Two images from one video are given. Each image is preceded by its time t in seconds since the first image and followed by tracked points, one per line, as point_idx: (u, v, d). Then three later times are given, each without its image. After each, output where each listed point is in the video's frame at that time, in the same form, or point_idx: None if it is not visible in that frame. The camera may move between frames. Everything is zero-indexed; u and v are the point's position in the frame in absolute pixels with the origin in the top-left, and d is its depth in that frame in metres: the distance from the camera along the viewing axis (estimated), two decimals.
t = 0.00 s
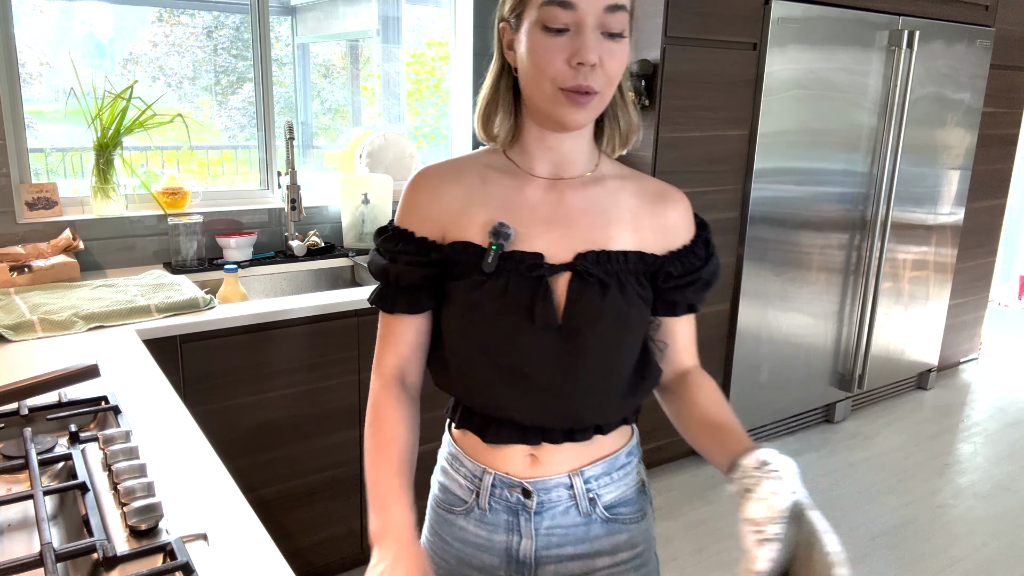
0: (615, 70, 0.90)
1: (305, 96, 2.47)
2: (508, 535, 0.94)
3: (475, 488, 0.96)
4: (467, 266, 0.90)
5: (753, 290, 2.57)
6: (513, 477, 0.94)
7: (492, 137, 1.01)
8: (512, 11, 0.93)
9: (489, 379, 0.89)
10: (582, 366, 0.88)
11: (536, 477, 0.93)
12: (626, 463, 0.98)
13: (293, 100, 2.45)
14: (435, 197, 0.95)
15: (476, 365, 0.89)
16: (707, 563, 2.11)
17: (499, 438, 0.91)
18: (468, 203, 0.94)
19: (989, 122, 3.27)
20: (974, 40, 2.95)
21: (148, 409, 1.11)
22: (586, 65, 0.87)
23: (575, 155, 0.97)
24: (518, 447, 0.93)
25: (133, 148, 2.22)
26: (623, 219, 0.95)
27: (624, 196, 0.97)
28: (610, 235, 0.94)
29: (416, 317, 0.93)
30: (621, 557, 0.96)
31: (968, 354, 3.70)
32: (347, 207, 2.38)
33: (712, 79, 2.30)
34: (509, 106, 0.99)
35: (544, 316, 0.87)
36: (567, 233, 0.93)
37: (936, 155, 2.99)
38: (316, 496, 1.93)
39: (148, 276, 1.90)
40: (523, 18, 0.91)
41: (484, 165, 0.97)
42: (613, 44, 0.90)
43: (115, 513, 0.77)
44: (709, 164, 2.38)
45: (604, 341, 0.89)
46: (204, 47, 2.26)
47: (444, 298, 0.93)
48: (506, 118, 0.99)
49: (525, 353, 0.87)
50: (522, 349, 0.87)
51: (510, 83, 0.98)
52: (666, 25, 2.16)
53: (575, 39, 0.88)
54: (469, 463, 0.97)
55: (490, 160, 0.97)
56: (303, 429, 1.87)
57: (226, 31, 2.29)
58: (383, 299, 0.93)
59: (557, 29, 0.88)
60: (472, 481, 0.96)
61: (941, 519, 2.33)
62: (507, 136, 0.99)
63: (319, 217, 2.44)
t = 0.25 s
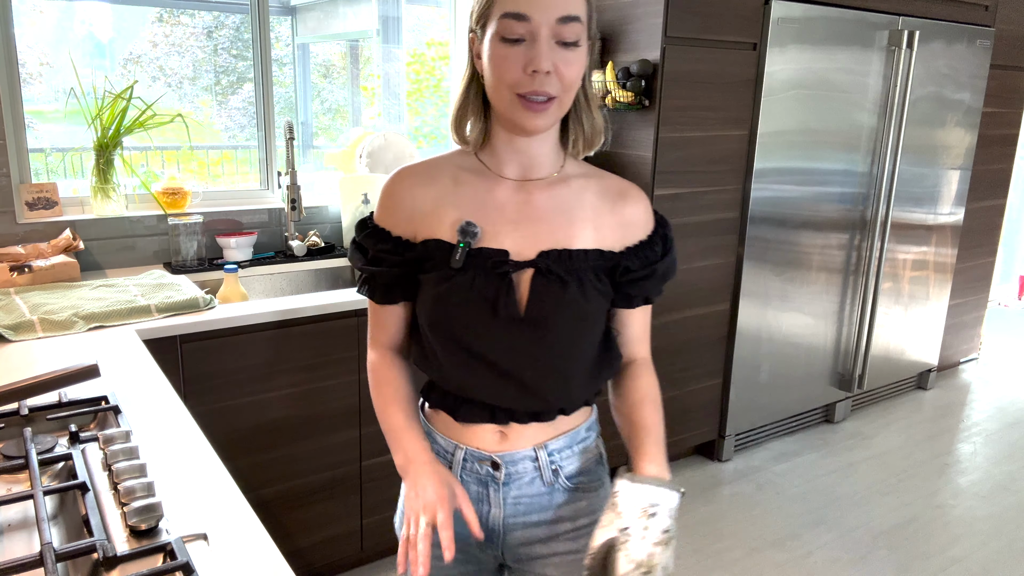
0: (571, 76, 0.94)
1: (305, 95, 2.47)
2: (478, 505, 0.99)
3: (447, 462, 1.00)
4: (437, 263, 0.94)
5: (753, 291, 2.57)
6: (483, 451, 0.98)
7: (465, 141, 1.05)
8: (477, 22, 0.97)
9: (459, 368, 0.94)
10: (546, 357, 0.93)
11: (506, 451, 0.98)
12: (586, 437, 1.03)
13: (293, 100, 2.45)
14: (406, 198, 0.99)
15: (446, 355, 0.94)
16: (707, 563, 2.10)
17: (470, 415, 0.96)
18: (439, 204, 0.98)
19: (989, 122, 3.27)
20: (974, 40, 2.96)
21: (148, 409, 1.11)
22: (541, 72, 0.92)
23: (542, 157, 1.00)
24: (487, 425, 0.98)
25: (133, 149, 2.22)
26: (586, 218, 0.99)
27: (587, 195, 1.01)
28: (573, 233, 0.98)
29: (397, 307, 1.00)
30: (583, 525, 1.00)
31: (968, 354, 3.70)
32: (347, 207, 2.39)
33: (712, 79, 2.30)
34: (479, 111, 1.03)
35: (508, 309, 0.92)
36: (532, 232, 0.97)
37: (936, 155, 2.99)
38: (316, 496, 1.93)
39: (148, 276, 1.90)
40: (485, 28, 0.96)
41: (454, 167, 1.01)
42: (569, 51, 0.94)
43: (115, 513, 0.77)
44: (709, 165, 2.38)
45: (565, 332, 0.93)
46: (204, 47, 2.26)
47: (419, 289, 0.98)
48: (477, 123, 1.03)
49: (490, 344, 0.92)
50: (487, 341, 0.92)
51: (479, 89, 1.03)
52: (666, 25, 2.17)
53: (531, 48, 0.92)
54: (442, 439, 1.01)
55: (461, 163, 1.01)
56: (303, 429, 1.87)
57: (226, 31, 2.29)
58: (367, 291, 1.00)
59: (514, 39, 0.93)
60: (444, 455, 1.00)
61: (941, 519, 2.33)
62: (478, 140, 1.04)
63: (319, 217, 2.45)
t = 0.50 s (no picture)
0: (534, 81, 1.00)
1: (305, 95, 2.47)
2: (458, 474, 1.06)
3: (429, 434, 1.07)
4: (418, 259, 1.03)
5: (753, 291, 2.57)
6: (465, 422, 1.05)
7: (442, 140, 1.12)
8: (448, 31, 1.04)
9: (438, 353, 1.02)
10: (518, 342, 1.01)
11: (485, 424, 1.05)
12: (559, 414, 1.10)
13: (293, 100, 2.45)
14: (390, 198, 1.08)
15: (426, 341, 1.02)
16: (707, 563, 2.11)
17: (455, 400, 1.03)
18: (419, 204, 1.06)
19: (989, 122, 3.27)
20: (974, 40, 2.96)
21: (148, 409, 1.11)
22: (503, 79, 0.98)
23: (512, 156, 1.07)
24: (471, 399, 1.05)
25: (133, 148, 2.22)
26: (554, 213, 1.06)
27: (555, 191, 1.07)
28: (541, 229, 1.04)
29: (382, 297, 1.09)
30: (552, 494, 1.08)
31: (968, 354, 3.71)
32: (348, 208, 2.39)
33: (712, 79, 2.30)
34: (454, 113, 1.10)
35: (482, 299, 1.00)
36: (503, 227, 1.04)
37: (936, 155, 2.99)
38: (316, 496, 1.93)
39: (148, 276, 1.90)
40: (454, 36, 1.02)
41: (434, 168, 1.09)
42: (531, 58, 0.99)
43: (115, 513, 0.77)
44: (709, 165, 2.38)
45: (536, 319, 1.01)
46: (204, 47, 2.26)
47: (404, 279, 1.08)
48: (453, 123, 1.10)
49: (465, 332, 1.00)
50: (462, 329, 1.00)
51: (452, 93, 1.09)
52: (666, 25, 2.17)
53: (494, 56, 0.98)
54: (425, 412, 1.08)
55: (439, 164, 1.09)
56: (303, 429, 1.87)
57: (226, 31, 2.29)
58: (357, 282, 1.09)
59: (479, 47, 0.99)
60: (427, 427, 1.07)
61: (941, 519, 2.33)
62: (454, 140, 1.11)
63: (319, 217, 2.45)
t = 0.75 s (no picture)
0: (514, 79, 1.03)
1: (305, 95, 2.47)
2: (447, 459, 1.07)
3: (420, 419, 1.08)
4: (405, 249, 1.07)
5: (753, 291, 2.58)
6: (452, 408, 1.06)
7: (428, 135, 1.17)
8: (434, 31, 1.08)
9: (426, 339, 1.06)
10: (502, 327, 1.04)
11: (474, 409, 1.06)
12: (548, 403, 1.11)
13: (293, 100, 2.45)
14: (378, 190, 1.11)
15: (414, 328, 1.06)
16: (707, 563, 2.11)
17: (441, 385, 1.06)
18: (407, 196, 1.10)
19: (989, 122, 3.27)
20: (974, 40, 2.96)
21: (148, 409, 1.11)
22: (484, 77, 1.01)
23: (496, 150, 1.10)
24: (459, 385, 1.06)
25: (133, 148, 2.22)
26: (536, 204, 1.09)
27: (537, 183, 1.11)
28: (524, 219, 1.08)
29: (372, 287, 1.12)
30: (541, 483, 1.08)
31: (968, 354, 3.71)
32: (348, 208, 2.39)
33: (712, 79, 2.30)
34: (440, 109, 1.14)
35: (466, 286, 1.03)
36: (486, 217, 1.07)
37: (936, 155, 2.99)
38: (316, 496, 1.93)
39: (148, 276, 1.90)
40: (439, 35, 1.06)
41: (421, 162, 1.12)
42: (510, 56, 1.03)
43: (115, 513, 0.77)
44: (709, 165, 2.38)
45: (519, 305, 1.04)
46: (204, 47, 2.26)
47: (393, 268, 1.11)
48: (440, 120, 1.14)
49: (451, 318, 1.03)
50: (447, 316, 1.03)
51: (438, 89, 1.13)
52: (666, 25, 2.17)
53: (475, 54, 1.01)
54: (416, 399, 1.09)
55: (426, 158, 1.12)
56: (303, 429, 1.87)
57: (226, 31, 2.29)
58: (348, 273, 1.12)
59: (461, 46, 1.02)
60: (417, 413, 1.09)
61: (941, 519, 2.33)
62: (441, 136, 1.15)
63: (319, 217, 2.46)
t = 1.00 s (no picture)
0: (510, 82, 1.04)
1: (305, 95, 2.47)
2: (444, 459, 1.06)
3: (417, 420, 1.08)
4: (405, 247, 1.07)
5: (753, 291, 2.58)
6: (450, 408, 1.06)
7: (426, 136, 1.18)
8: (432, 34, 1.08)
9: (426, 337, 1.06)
10: (501, 324, 1.04)
11: (472, 408, 1.06)
12: (544, 403, 1.11)
13: (293, 100, 2.45)
14: (377, 192, 1.11)
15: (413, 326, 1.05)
16: (707, 563, 2.11)
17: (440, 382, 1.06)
18: (406, 196, 1.10)
19: (989, 122, 3.27)
20: (974, 40, 2.96)
21: (148, 409, 1.11)
22: (480, 80, 1.01)
23: (494, 151, 1.11)
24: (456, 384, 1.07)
25: (133, 148, 2.22)
26: (534, 203, 1.09)
27: (534, 182, 1.11)
28: (522, 217, 1.08)
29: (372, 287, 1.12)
30: (538, 484, 1.08)
31: (968, 354, 3.71)
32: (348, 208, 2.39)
33: (712, 79, 2.30)
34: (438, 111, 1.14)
35: (464, 283, 1.03)
36: (485, 215, 1.07)
37: (936, 155, 3.00)
38: (316, 497, 1.93)
39: (148, 276, 1.91)
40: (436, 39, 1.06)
41: (419, 163, 1.12)
42: (506, 59, 1.03)
43: (115, 513, 0.78)
44: (709, 165, 2.39)
45: (517, 302, 1.04)
46: (204, 47, 2.26)
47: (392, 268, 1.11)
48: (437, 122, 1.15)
49: (450, 315, 1.03)
50: (446, 313, 1.03)
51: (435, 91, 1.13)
52: (666, 25, 2.17)
53: (471, 58, 1.02)
54: (413, 399, 1.09)
55: (425, 159, 1.13)
56: (302, 429, 1.87)
57: (226, 31, 2.29)
58: (347, 274, 1.12)
59: (458, 50, 1.02)
60: (414, 413, 1.08)
61: (941, 519, 2.33)
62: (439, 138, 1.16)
63: (319, 217, 2.46)
